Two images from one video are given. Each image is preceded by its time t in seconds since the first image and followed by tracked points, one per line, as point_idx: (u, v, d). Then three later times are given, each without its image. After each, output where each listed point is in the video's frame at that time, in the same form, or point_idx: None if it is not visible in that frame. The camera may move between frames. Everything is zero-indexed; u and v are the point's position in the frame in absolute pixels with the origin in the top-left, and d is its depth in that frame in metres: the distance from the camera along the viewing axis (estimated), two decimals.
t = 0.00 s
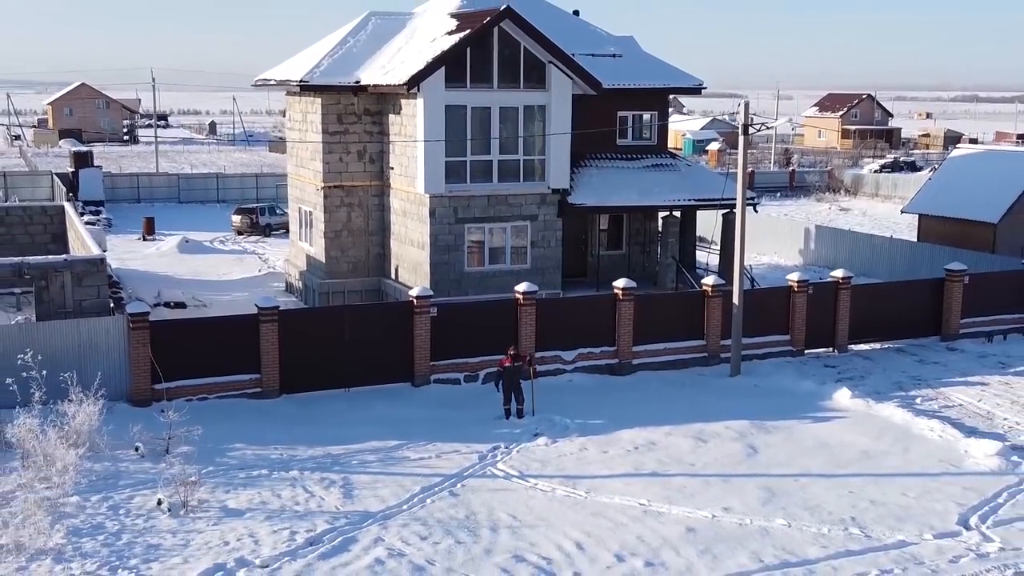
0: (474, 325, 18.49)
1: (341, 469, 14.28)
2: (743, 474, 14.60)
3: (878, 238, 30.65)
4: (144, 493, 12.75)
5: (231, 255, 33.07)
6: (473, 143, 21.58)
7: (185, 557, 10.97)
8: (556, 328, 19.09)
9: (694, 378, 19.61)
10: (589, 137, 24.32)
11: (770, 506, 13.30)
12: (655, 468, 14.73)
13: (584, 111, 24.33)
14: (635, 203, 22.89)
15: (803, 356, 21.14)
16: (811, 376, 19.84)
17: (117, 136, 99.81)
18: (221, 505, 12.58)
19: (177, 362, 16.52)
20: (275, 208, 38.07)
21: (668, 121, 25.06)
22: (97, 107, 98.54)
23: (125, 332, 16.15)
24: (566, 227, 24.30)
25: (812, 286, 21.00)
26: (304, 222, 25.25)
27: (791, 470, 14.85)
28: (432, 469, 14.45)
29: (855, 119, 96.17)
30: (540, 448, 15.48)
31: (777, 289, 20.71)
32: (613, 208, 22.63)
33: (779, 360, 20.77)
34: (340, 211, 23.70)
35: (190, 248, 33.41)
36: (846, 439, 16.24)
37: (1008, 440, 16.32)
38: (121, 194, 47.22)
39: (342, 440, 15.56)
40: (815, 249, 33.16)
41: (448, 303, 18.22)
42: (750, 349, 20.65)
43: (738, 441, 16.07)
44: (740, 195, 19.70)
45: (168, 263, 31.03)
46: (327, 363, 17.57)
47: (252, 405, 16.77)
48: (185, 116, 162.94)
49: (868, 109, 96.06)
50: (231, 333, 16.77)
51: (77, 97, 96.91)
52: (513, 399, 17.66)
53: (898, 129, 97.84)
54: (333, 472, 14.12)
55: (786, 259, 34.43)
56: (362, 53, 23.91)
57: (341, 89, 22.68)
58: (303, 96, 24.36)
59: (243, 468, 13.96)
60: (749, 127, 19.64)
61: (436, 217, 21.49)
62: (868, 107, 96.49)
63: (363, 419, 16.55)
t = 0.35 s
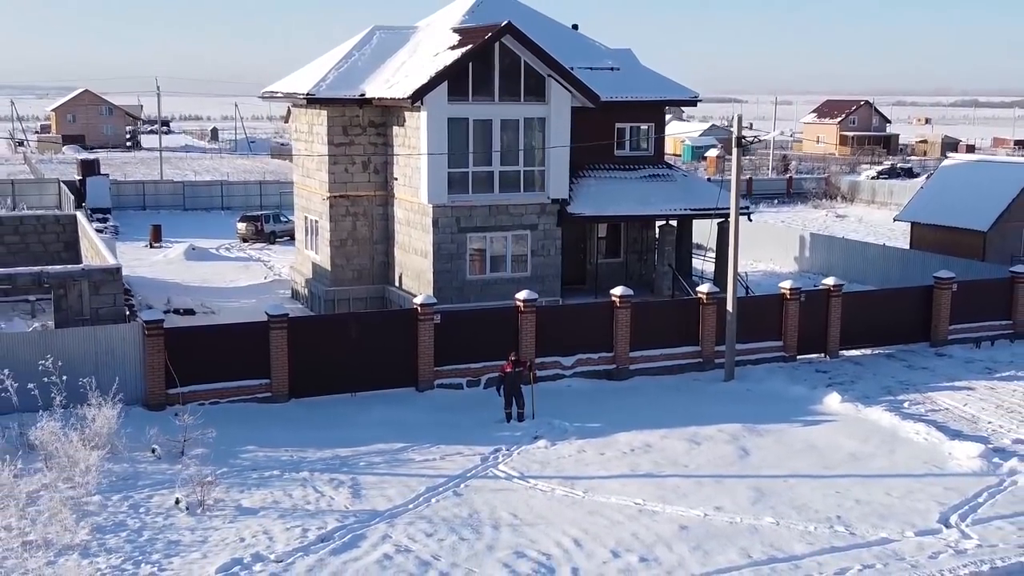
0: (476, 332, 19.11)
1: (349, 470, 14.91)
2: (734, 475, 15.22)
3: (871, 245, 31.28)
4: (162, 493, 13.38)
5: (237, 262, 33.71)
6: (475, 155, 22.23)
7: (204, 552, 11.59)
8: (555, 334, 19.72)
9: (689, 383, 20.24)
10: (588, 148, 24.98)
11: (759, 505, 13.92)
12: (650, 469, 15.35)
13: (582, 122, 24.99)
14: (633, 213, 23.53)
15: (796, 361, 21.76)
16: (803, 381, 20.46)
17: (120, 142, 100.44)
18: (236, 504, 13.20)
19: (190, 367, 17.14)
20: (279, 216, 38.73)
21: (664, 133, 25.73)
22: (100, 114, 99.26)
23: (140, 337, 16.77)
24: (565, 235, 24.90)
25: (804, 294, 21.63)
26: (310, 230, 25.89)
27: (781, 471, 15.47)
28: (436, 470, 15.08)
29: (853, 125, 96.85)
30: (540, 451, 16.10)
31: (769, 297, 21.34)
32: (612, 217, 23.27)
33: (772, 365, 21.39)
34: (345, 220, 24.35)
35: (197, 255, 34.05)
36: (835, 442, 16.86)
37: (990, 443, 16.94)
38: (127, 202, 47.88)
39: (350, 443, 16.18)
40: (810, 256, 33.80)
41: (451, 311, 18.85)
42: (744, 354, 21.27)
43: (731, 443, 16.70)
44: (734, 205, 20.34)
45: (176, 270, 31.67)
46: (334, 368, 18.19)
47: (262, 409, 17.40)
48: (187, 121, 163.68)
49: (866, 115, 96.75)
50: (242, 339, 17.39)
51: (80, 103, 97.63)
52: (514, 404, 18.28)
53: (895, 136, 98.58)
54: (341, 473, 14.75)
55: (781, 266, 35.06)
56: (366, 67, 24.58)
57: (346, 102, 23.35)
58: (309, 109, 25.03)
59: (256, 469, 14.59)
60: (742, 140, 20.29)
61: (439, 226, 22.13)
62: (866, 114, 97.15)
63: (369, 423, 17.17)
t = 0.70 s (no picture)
0: (478, 339, 19.79)
1: (356, 472, 15.59)
2: (725, 477, 15.90)
3: (864, 254, 32.01)
4: (180, 493, 14.06)
5: (243, 269, 34.40)
6: (477, 167, 22.92)
7: (222, 548, 12.27)
8: (554, 342, 20.40)
9: (684, 389, 20.92)
10: (586, 161, 25.71)
11: (748, 505, 14.60)
12: (645, 471, 16.04)
13: (581, 136, 25.71)
14: (630, 224, 24.24)
15: (787, 368, 22.44)
16: (794, 386, 21.14)
17: (123, 148, 101.11)
18: (250, 504, 13.88)
19: (204, 374, 17.84)
20: (284, 225, 39.43)
21: (660, 145, 26.46)
22: (103, 121, 100.00)
23: (155, 345, 17.47)
24: (563, 245, 25.60)
25: (796, 302, 22.31)
26: (316, 240, 26.59)
27: (770, 473, 16.15)
28: (439, 472, 15.76)
29: (851, 132, 97.55)
30: (539, 454, 16.79)
31: (762, 305, 22.03)
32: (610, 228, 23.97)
33: (765, 372, 22.08)
34: (350, 230, 25.04)
35: (204, 263, 34.74)
36: (823, 446, 17.54)
37: (973, 446, 17.62)
38: (133, 209, 48.59)
39: (357, 446, 16.86)
40: (805, 264, 34.48)
41: (455, 319, 19.53)
42: (738, 361, 21.96)
43: (723, 447, 17.37)
44: (728, 216, 21.02)
45: (183, 278, 32.35)
46: (342, 375, 18.87)
47: (272, 413, 18.08)
48: (189, 128, 164.58)
49: (864, 122, 97.48)
50: (253, 347, 18.07)
51: (84, 110, 98.33)
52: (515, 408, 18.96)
53: (893, 143, 99.31)
54: (349, 475, 15.42)
55: (776, 274, 35.75)
56: (371, 81, 25.30)
57: (352, 115, 24.08)
58: (315, 121, 25.73)
59: (268, 471, 15.28)
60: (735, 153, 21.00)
61: (442, 237, 22.82)
62: (864, 121, 97.87)
63: (375, 427, 17.86)
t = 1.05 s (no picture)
0: (480, 346, 20.42)
1: (364, 473, 16.22)
2: (718, 478, 16.52)
3: (858, 262, 32.63)
4: (195, 493, 14.69)
5: (248, 276, 35.02)
6: (479, 178, 23.57)
7: (237, 545, 12.89)
8: (554, 348, 21.02)
9: (680, 393, 21.55)
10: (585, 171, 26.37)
11: (740, 505, 15.22)
12: (641, 473, 16.66)
13: (580, 147, 26.38)
14: (628, 233, 24.89)
15: (781, 373, 23.07)
16: (787, 391, 21.77)
17: (126, 154, 101.73)
18: (263, 504, 14.51)
19: (215, 379, 18.47)
20: (289, 232, 40.06)
21: (658, 156, 27.13)
22: (107, 127, 100.69)
23: (168, 351, 18.09)
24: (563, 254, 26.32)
25: (789, 309, 22.93)
26: (322, 248, 27.23)
27: (761, 475, 16.78)
28: (443, 474, 16.38)
29: (849, 139, 98.17)
30: (539, 456, 17.41)
31: (756, 312, 22.65)
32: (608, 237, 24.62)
33: (759, 377, 22.71)
34: (355, 239, 25.68)
35: (210, 271, 35.38)
36: (813, 449, 18.17)
37: (958, 449, 18.24)
38: (138, 216, 49.23)
39: (363, 449, 17.48)
40: (800, 271, 35.10)
41: (457, 326, 20.16)
42: (732, 366, 22.59)
43: (716, 449, 18.00)
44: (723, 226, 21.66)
45: (191, 285, 32.98)
46: (348, 380, 19.50)
47: (281, 418, 18.71)
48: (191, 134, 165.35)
49: (862, 129, 98.14)
50: (262, 353, 18.70)
51: (87, 116, 99.03)
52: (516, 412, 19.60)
53: (891, 149, 99.92)
54: (357, 476, 16.04)
55: (772, 281, 36.37)
56: (376, 94, 25.98)
57: (357, 127, 24.75)
58: (321, 133, 26.39)
59: (278, 472, 15.90)
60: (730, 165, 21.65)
61: (445, 246, 23.46)
62: (862, 127, 98.50)
63: (381, 430, 18.49)
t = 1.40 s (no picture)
0: (482, 354, 21.10)
1: (370, 476, 16.89)
2: (711, 481, 17.20)
3: (851, 270, 33.33)
4: (211, 495, 15.37)
5: (254, 284, 35.72)
6: (480, 190, 24.27)
7: (252, 544, 13.56)
8: (554, 355, 21.69)
9: (676, 399, 22.23)
10: (584, 183, 27.11)
11: (731, 507, 15.89)
12: (637, 476, 17.33)
13: (579, 159, 27.10)
14: (625, 243, 25.60)
15: (774, 379, 23.74)
16: (780, 397, 22.45)
17: (129, 162, 102.40)
18: (276, 505, 15.19)
19: (227, 385, 19.16)
20: (293, 240, 40.78)
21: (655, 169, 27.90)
22: (109, 134, 101.38)
23: (181, 358, 18.78)
24: (563, 264, 27.06)
25: (782, 317, 23.60)
26: (327, 258, 27.92)
27: (753, 477, 17.45)
28: (447, 477, 17.06)
29: (847, 146, 98.83)
30: (539, 460, 18.09)
31: (750, 320, 23.33)
32: (606, 247, 25.32)
33: (752, 383, 23.39)
34: (359, 249, 26.37)
35: (217, 279, 36.09)
36: (804, 453, 18.84)
37: (944, 453, 18.92)
38: (144, 225, 49.96)
39: (370, 453, 18.16)
40: (795, 279, 35.82)
41: (460, 335, 20.83)
42: (727, 373, 23.27)
43: (710, 453, 18.67)
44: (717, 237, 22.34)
45: (198, 293, 33.68)
46: (355, 387, 20.17)
47: (290, 423, 19.39)
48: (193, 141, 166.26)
49: (860, 136, 98.84)
50: (272, 360, 19.36)
51: (90, 124, 99.78)
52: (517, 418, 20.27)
53: (889, 156, 100.59)
54: (364, 479, 16.72)
55: (767, 289, 37.08)
56: (381, 107, 26.71)
57: (362, 140, 25.48)
58: (327, 146, 27.10)
59: (289, 475, 16.59)
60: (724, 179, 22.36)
61: (448, 256, 24.16)
62: (860, 134, 99.17)
63: (387, 435, 19.17)
